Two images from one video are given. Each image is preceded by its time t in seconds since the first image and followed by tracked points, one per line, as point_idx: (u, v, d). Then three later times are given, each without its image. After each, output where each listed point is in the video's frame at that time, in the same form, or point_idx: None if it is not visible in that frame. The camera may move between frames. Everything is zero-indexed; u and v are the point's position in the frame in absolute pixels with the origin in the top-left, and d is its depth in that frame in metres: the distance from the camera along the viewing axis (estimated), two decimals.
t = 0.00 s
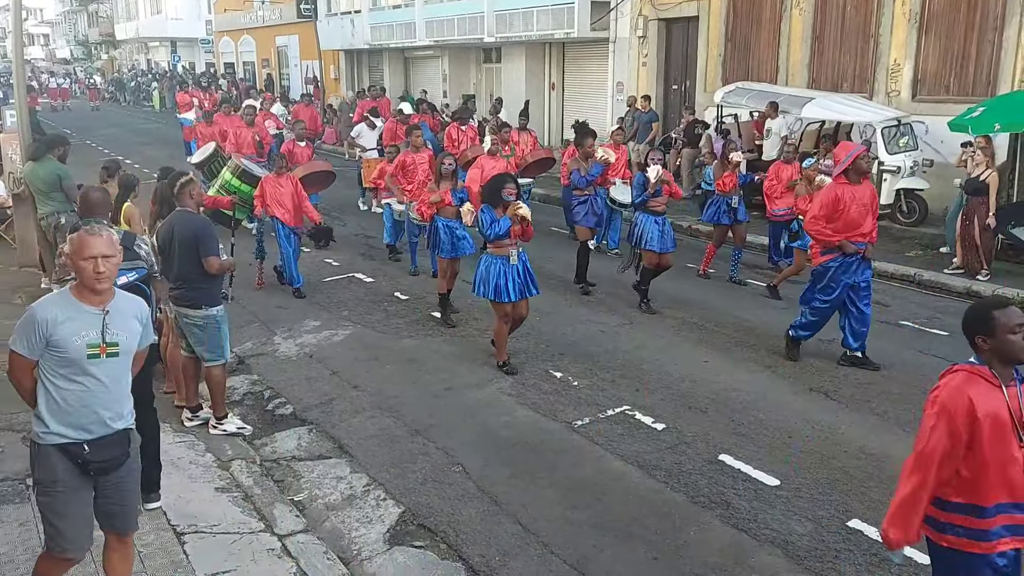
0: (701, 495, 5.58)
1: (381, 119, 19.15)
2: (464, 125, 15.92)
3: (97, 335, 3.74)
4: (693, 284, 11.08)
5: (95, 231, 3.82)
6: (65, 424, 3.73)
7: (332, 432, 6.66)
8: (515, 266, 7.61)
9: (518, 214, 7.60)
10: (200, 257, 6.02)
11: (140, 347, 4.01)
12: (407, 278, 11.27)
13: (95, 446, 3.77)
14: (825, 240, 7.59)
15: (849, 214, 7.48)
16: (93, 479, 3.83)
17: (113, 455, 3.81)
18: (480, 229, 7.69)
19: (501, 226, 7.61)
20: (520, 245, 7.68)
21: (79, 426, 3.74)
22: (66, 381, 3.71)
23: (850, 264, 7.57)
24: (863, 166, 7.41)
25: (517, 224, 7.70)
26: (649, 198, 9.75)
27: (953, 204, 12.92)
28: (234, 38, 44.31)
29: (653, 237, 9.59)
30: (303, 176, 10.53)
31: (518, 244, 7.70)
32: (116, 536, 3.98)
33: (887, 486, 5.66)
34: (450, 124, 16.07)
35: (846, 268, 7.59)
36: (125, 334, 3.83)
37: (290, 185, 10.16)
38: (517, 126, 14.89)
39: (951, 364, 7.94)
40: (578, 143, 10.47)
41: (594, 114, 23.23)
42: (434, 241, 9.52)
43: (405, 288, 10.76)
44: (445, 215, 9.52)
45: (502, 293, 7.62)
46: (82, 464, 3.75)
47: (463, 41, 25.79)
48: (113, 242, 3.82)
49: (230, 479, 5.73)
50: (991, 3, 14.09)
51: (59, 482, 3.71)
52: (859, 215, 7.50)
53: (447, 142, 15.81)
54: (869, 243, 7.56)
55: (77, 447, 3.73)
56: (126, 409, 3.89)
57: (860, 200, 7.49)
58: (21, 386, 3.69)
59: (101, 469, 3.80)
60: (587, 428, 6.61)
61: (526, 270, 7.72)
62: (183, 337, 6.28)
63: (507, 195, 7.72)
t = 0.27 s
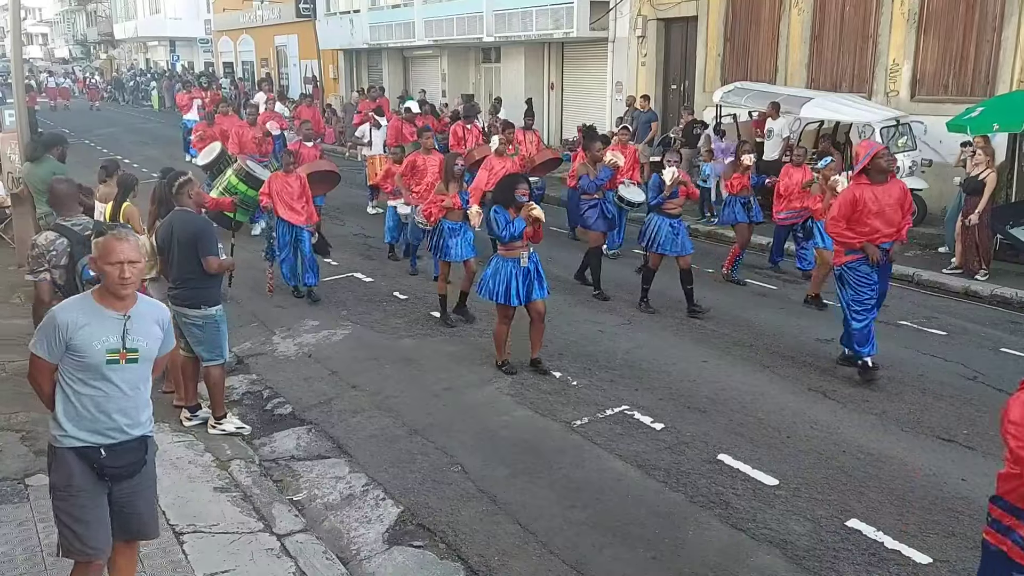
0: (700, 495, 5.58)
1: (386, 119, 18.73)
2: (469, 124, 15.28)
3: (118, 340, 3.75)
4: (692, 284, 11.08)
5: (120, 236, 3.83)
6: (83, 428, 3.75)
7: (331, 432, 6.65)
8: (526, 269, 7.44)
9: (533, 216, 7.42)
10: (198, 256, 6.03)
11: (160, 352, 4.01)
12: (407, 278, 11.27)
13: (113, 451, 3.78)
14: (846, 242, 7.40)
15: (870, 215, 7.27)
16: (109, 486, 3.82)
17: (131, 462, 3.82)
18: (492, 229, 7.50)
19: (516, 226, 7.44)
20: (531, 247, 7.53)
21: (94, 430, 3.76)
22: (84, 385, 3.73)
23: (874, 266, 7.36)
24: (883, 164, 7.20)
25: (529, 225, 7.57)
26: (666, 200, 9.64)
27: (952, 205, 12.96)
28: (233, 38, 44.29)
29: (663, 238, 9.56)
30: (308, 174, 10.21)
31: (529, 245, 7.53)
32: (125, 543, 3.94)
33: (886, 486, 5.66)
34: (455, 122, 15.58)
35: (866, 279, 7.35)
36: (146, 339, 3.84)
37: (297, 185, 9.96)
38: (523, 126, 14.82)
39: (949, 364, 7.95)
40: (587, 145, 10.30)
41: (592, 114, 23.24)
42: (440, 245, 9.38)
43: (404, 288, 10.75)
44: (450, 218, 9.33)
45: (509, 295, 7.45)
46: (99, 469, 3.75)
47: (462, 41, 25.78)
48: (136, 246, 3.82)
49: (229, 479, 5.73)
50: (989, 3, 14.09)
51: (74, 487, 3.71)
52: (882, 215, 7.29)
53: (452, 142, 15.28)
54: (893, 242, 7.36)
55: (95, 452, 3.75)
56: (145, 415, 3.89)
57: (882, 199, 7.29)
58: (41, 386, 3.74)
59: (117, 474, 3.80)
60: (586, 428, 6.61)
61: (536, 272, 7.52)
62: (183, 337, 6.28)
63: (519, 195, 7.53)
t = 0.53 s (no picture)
0: (700, 494, 5.59)
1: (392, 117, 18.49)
2: (475, 126, 14.87)
3: (135, 353, 3.70)
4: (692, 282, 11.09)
5: (131, 245, 3.74)
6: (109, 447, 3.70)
7: (331, 431, 6.66)
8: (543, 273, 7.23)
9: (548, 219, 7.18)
10: (198, 255, 6.03)
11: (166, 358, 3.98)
12: (406, 277, 11.27)
13: (146, 466, 3.76)
14: (873, 252, 7.16)
15: (895, 225, 7.09)
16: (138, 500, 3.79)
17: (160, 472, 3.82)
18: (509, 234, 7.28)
19: (529, 231, 7.25)
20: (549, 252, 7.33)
21: (121, 448, 3.71)
22: (106, 404, 3.66)
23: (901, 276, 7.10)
24: (910, 171, 7.07)
25: (547, 230, 7.32)
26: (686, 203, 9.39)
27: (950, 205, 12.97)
28: (232, 37, 44.28)
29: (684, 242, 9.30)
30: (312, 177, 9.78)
31: (548, 250, 7.35)
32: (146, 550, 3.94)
33: (885, 485, 5.67)
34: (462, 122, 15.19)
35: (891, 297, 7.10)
36: (157, 348, 3.80)
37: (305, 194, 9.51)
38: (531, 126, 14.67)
39: (948, 363, 7.95)
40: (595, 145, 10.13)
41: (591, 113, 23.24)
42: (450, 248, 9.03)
43: (403, 287, 10.76)
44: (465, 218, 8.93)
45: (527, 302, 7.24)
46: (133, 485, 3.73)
47: (461, 40, 25.78)
48: (144, 255, 3.75)
49: (229, 478, 5.73)
50: (988, 2, 14.08)
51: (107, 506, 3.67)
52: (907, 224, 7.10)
53: (458, 143, 14.89)
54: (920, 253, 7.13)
55: (127, 468, 3.71)
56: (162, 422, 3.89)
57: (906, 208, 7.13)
58: (57, 410, 3.63)
59: (151, 489, 3.79)
60: (585, 427, 6.61)
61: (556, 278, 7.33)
62: (182, 337, 6.28)
63: (536, 199, 7.33)
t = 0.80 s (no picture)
0: (699, 493, 5.58)
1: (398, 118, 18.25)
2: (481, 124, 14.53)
3: (152, 356, 3.64)
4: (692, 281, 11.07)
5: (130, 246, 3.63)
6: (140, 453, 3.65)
7: (330, 430, 6.65)
8: (556, 274, 7.09)
9: (560, 219, 6.92)
10: (197, 253, 6.03)
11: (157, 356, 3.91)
12: (406, 276, 11.25)
13: (178, 465, 3.77)
14: (905, 251, 7.03)
15: (930, 225, 6.97)
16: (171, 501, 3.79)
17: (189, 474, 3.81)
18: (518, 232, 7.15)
19: (541, 231, 7.06)
20: (562, 252, 7.16)
21: (151, 453, 3.67)
22: (133, 412, 3.60)
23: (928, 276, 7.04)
24: (946, 169, 6.99)
25: (560, 230, 7.09)
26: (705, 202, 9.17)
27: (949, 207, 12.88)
28: (231, 36, 44.25)
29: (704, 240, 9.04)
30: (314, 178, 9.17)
31: (562, 250, 7.16)
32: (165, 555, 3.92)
33: (885, 484, 5.66)
34: (467, 121, 14.89)
35: (905, 283, 7.10)
36: (162, 348, 3.76)
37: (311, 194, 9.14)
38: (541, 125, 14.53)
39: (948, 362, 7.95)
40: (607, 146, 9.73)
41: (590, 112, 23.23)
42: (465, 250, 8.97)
43: (403, 286, 10.75)
44: (474, 219, 8.88)
45: (543, 302, 7.09)
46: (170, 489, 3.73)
47: (460, 39, 25.76)
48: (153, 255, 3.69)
49: (228, 478, 5.72)
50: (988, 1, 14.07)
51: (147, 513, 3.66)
52: (938, 223, 6.99)
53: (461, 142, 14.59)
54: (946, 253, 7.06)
55: (165, 472, 3.71)
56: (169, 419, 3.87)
57: (939, 207, 7.01)
58: (82, 428, 3.52)
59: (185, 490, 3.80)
60: (585, 426, 6.61)
61: (569, 278, 7.16)
62: (181, 337, 6.27)
63: (548, 198, 7.08)
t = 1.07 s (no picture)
0: (698, 493, 5.59)
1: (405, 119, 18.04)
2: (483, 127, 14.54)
3: (162, 355, 3.69)
4: (691, 281, 11.07)
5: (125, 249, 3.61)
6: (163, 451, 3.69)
7: (329, 431, 6.65)
8: (571, 285, 6.90)
9: (572, 228, 6.79)
10: (195, 253, 6.03)
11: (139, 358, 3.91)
12: (406, 276, 11.25)
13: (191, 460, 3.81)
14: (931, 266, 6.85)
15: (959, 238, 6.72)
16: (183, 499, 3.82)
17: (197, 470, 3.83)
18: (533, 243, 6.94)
19: (555, 241, 6.86)
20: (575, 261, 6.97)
21: (174, 450, 3.73)
22: (155, 411, 3.63)
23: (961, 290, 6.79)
24: (978, 181, 6.65)
25: (572, 238, 6.92)
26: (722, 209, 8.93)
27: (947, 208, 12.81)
28: (230, 36, 44.23)
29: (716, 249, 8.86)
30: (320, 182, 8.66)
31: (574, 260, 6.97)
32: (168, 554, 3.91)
33: (883, 484, 5.67)
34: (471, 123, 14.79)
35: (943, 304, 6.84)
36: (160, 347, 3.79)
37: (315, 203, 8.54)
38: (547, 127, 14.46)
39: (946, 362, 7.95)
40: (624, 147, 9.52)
41: (589, 112, 23.24)
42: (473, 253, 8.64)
43: (402, 286, 10.75)
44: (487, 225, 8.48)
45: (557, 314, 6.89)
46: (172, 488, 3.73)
47: (459, 39, 25.76)
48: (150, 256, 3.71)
49: (227, 478, 5.72)
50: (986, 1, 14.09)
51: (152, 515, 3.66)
52: (972, 234, 6.71)
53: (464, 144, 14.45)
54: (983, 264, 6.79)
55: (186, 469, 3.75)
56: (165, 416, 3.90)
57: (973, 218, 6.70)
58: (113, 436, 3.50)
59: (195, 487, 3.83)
60: (583, 426, 6.62)
61: (581, 289, 6.98)
62: (180, 337, 6.27)
63: (562, 206, 6.88)
